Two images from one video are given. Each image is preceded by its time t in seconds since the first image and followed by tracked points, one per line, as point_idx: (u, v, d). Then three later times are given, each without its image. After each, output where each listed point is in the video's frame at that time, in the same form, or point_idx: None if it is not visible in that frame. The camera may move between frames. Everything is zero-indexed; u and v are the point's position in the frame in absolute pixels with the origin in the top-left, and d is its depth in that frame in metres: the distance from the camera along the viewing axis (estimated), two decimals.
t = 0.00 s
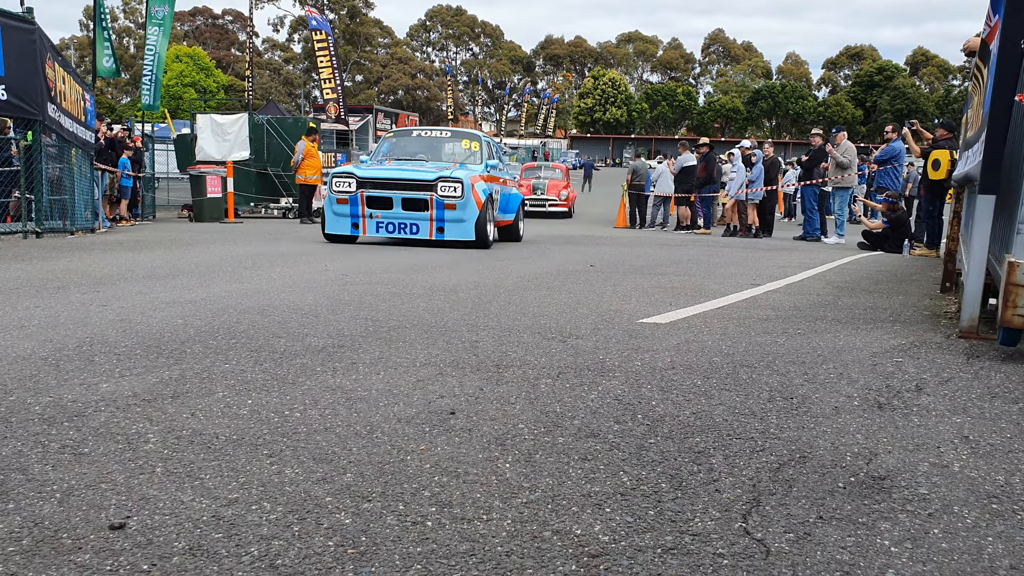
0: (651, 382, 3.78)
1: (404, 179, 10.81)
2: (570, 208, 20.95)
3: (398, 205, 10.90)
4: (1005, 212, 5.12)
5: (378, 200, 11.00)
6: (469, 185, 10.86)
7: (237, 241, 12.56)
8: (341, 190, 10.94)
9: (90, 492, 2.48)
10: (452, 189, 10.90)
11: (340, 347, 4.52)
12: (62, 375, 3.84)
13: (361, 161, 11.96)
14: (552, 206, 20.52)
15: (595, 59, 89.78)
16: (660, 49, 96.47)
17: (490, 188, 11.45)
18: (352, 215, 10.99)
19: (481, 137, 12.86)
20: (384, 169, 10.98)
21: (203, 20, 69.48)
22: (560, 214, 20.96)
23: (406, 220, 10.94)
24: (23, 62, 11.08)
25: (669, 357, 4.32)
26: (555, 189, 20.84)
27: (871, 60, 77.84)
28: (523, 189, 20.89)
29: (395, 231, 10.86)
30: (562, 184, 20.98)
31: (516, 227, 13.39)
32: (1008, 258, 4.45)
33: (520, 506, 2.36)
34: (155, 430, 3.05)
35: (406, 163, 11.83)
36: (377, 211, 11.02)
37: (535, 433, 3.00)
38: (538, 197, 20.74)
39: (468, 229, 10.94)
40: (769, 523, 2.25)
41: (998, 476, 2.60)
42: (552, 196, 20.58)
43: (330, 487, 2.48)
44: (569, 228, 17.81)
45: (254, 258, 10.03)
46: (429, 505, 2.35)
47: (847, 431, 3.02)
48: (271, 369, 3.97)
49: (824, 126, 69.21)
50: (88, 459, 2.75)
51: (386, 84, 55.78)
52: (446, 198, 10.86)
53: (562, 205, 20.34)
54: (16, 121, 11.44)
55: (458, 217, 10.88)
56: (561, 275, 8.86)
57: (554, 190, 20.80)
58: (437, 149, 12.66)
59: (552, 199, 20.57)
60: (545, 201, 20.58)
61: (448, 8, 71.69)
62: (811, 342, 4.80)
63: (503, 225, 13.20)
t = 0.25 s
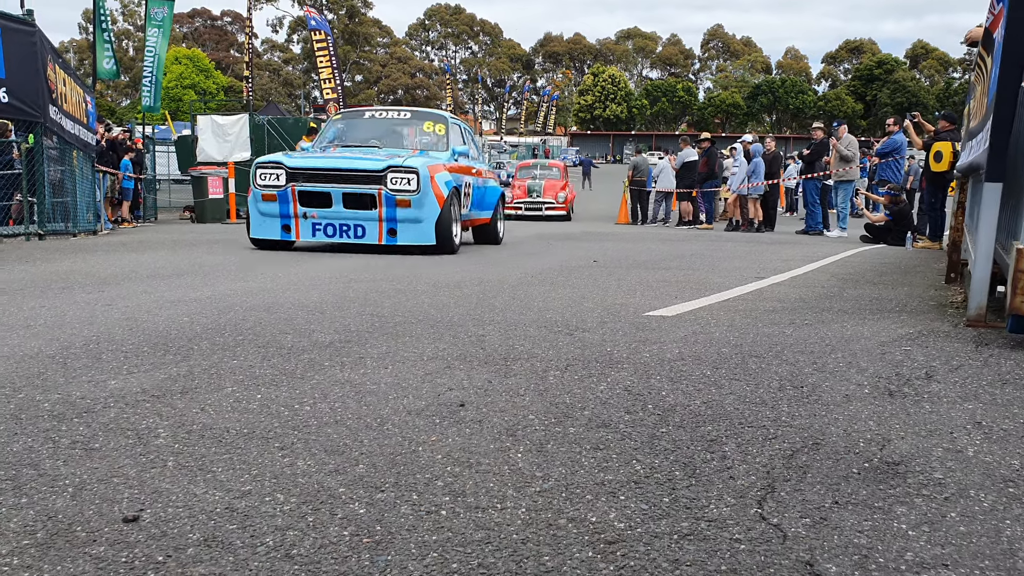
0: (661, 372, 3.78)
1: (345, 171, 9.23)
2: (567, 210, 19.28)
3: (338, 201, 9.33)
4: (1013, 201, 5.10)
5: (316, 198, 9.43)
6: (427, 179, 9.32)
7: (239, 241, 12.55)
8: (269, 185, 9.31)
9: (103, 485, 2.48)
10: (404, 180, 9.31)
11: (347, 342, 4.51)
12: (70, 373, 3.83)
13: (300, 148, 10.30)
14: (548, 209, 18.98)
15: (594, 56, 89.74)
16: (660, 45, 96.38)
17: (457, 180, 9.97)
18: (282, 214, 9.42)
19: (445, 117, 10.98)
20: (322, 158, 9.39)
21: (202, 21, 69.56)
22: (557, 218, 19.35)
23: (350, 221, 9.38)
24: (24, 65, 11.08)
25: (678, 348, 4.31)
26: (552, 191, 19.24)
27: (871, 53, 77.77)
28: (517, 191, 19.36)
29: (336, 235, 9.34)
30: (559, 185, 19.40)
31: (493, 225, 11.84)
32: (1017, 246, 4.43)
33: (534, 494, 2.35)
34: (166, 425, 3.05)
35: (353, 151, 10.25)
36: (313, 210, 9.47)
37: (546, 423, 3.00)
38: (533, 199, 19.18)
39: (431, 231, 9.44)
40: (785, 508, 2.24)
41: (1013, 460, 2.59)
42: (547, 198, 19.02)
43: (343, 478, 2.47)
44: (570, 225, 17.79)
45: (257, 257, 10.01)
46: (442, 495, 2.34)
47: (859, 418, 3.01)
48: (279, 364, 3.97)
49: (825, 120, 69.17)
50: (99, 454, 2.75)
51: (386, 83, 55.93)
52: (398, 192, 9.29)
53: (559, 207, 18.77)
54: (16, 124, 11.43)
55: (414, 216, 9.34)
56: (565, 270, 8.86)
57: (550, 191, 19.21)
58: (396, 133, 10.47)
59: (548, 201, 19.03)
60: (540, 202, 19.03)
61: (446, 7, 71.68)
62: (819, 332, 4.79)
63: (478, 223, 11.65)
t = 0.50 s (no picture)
0: (665, 369, 3.77)
1: (267, 161, 7.71)
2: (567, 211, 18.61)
3: (259, 200, 7.85)
4: (1016, 196, 5.08)
5: (232, 196, 7.95)
6: (369, 171, 7.88)
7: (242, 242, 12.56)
8: (171, 182, 7.82)
9: (109, 484, 2.48)
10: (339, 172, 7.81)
11: (351, 341, 4.51)
12: (75, 374, 3.83)
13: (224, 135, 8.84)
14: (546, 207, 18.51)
15: (595, 56, 89.77)
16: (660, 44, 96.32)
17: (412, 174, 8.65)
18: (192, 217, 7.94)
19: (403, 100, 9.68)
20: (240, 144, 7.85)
21: (203, 24, 69.64)
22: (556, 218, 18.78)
23: (273, 223, 7.98)
24: (25, 68, 11.08)
25: (682, 345, 4.31)
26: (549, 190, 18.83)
27: (871, 51, 77.76)
28: (513, 191, 18.90)
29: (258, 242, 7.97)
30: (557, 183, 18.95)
31: (464, 225, 10.81)
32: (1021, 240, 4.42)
33: (540, 490, 2.35)
34: (171, 424, 3.05)
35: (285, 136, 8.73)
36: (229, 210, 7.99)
37: (551, 420, 3.00)
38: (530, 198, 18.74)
39: (378, 235, 8.10)
40: (793, 502, 2.24)
41: (1020, 453, 2.58)
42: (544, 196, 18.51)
43: (349, 475, 2.48)
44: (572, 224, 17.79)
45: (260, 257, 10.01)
46: (448, 491, 2.34)
47: (865, 412, 3.00)
48: (283, 363, 3.97)
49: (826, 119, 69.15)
50: (104, 453, 2.75)
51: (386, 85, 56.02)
52: (332, 188, 7.84)
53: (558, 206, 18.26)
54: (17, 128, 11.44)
55: (354, 219, 7.94)
56: (567, 269, 8.86)
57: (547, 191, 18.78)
58: (346, 115, 9.19)
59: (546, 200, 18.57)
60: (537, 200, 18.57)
61: (446, 8, 71.70)
62: (823, 328, 4.78)
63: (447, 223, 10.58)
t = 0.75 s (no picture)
0: (673, 365, 3.76)
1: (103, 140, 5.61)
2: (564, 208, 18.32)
3: (96, 198, 5.78)
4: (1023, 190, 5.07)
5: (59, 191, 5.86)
6: (254, 156, 5.82)
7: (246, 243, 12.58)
8: None
9: (120, 482, 2.49)
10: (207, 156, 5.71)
11: (357, 340, 4.52)
12: (84, 374, 3.84)
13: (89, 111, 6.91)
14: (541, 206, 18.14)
15: (597, 55, 89.73)
16: (662, 43, 96.26)
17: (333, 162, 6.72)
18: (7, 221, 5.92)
19: (329, 64, 7.54)
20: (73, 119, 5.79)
21: (206, 27, 69.75)
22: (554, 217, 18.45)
23: (116, 230, 5.87)
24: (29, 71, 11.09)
25: (689, 342, 4.30)
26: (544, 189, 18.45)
27: (875, 49, 77.62)
28: (507, 189, 18.51)
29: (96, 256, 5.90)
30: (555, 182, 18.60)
31: (422, 229, 8.99)
32: None
33: (550, 485, 2.35)
34: (180, 423, 3.05)
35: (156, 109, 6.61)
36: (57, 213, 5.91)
37: (559, 416, 3.00)
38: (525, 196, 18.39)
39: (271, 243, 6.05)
40: (803, 495, 2.24)
41: None
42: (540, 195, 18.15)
43: (359, 471, 2.48)
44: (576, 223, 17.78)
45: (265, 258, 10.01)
46: (458, 487, 2.34)
47: (874, 407, 3.00)
48: (290, 362, 3.97)
49: (829, 116, 69.07)
50: (114, 452, 2.75)
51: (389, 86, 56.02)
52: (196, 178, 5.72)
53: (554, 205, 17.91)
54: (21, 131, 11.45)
55: (233, 223, 5.90)
56: (572, 268, 8.85)
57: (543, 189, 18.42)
58: (252, 82, 7.05)
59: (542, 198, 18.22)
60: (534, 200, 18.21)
61: (448, 9, 71.70)
62: (830, 324, 4.77)
63: (400, 228, 8.70)
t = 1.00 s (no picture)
0: (679, 364, 3.76)
1: None
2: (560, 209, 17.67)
3: None
4: None
5: None
6: (17, 122, 4.03)
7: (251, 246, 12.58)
8: None
9: (126, 480, 2.49)
10: None
11: (363, 340, 4.52)
12: (90, 374, 3.85)
13: None
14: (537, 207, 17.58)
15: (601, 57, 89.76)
16: (666, 45, 96.26)
17: (183, 139, 4.96)
18: None
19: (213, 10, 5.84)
20: None
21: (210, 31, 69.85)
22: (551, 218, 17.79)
23: None
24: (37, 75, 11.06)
25: (695, 341, 4.30)
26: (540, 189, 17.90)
27: (879, 50, 77.54)
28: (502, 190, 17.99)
29: None
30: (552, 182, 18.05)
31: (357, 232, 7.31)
32: None
33: (557, 482, 2.35)
34: (187, 422, 3.05)
35: None
36: None
37: (566, 414, 3.00)
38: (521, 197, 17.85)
39: (52, 260, 4.18)
40: (811, 492, 2.24)
41: None
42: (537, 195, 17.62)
43: (365, 469, 2.48)
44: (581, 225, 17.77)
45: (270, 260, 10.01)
46: (464, 484, 2.34)
47: (881, 404, 3.00)
48: (296, 362, 3.98)
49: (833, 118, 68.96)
50: (122, 450, 2.76)
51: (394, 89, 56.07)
52: None
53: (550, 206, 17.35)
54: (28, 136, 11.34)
55: None
56: (577, 269, 8.85)
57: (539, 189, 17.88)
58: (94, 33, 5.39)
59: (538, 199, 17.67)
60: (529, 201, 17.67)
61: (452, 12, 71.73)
62: (836, 323, 4.76)
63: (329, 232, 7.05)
